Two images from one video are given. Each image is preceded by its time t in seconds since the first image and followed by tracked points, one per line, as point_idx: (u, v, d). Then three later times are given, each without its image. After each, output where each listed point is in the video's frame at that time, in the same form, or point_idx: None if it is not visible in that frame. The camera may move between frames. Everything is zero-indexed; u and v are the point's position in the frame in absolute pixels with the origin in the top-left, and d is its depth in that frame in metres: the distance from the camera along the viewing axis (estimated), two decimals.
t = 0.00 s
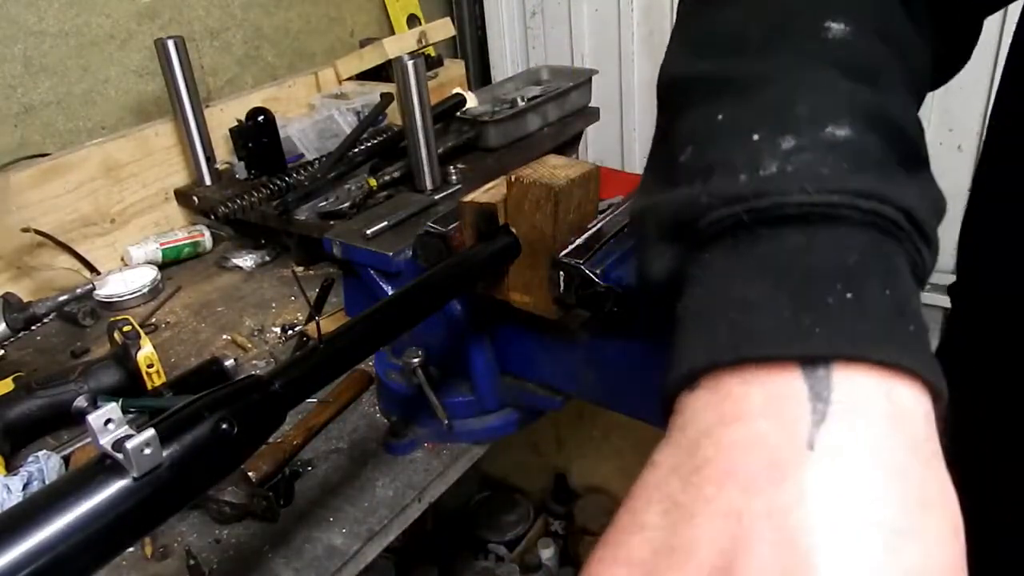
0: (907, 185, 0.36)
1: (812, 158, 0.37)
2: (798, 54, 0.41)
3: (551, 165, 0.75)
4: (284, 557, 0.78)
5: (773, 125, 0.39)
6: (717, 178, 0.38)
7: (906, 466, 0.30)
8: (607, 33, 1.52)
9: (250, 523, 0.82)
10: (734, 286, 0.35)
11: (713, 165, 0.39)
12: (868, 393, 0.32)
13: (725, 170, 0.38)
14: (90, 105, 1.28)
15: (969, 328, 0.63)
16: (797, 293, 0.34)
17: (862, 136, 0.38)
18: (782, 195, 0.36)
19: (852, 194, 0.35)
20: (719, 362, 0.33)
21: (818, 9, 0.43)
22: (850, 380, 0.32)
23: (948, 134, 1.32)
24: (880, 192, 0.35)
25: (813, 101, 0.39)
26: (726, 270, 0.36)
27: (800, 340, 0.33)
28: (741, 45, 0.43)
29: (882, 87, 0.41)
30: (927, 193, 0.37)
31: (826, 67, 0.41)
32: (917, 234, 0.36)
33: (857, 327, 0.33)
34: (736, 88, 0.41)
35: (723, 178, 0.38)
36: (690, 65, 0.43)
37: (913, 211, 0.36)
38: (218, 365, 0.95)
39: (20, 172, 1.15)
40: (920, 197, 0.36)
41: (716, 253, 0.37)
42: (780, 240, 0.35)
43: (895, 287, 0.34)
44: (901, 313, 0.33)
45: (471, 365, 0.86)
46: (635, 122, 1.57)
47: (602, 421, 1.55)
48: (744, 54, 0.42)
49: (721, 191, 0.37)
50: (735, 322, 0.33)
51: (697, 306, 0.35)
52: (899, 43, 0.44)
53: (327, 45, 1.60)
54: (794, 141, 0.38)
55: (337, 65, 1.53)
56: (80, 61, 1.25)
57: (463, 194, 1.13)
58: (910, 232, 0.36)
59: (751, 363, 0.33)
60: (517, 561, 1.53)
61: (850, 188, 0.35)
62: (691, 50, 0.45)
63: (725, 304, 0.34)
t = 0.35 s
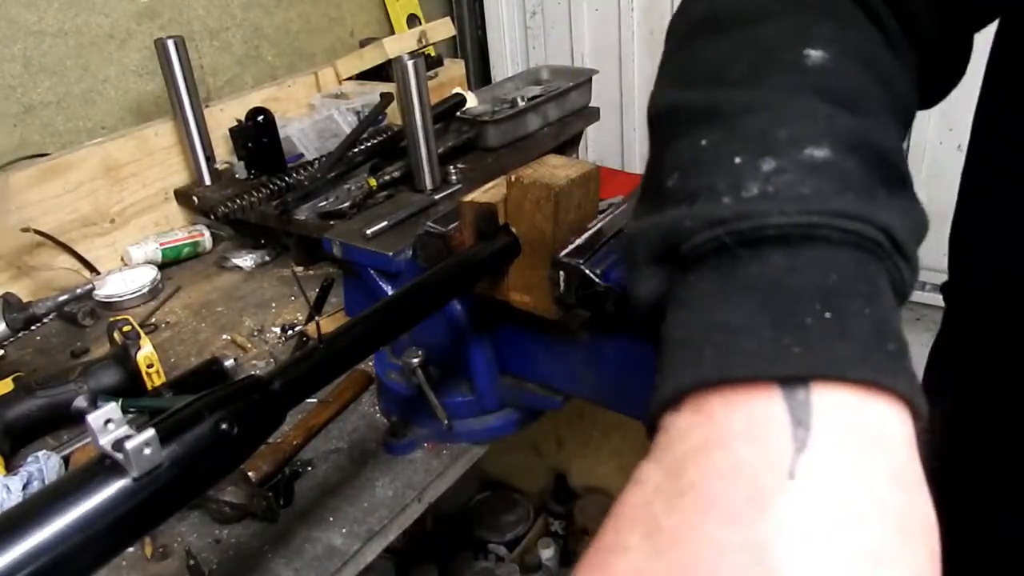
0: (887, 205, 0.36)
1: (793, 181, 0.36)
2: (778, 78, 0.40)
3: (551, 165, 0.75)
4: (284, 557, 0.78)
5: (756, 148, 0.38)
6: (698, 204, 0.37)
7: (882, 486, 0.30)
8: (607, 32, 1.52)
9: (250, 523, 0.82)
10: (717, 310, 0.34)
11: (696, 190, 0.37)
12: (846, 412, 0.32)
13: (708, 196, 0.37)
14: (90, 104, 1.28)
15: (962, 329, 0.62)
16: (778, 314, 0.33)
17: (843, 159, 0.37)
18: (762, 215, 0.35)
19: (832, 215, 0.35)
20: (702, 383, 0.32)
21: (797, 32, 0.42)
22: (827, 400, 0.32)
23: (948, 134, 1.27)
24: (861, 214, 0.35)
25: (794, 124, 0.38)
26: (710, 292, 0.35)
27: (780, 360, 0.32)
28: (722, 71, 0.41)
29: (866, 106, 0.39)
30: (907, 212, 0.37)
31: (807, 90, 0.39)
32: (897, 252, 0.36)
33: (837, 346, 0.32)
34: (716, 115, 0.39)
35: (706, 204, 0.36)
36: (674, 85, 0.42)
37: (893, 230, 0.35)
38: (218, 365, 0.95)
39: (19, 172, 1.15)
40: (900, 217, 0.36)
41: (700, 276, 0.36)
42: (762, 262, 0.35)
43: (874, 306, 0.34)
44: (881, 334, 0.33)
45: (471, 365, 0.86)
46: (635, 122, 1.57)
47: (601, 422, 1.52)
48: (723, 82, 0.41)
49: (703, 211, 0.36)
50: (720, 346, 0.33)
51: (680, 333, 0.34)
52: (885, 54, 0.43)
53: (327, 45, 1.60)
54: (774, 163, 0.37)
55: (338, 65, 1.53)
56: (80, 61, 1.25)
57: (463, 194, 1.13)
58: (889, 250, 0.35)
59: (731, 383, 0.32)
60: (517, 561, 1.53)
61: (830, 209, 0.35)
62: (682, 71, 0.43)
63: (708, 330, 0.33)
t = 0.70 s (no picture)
0: (837, 236, 0.36)
1: (744, 213, 0.37)
2: (732, 103, 0.40)
3: (552, 165, 0.75)
4: (284, 557, 0.78)
5: (708, 179, 0.38)
6: (657, 237, 0.37)
7: (832, 520, 0.31)
8: (607, 32, 1.52)
9: (250, 523, 0.82)
10: (671, 351, 0.35)
11: (653, 223, 0.38)
12: (798, 449, 0.33)
13: (664, 229, 0.37)
14: (90, 104, 1.28)
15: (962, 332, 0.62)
16: (729, 352, 0.34)
17: (796, 188, 0.37)
18: (712, 253, 0.35)
19: (781, 247, 0.35)
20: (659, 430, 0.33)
21: (753, 59, 0.42)
22: (779, 439, 0.33)
23: (949, 134, 1.25)
24: (810, 245, 0.35)
25: (745, 152, 0.38)
26: (664, 331, 0.35)
27: (731, 402, 0.33)
28: (685, 99, 0.41)
29: (824, 129, 0.40)
30: (858, 240, 0.37)
31: (762, 116, 0.40)
32: (853, 281, 0.36)
33: (786, 382, 0.33)
34: (676, 144, 0.40)
35: (664, 238, 0.37)
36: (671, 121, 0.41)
37: (845, 260, 0.36)
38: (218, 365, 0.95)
39: (19, 172, 1.15)
40: (851, 246, 0.36)
41: (657, 315, 0.36)
42: (714, 299, 0.35)
43: (826, 339, 0.34)
44: (833, 367, 0.34)
45: (471, 366, 0.85)
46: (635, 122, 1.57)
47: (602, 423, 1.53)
48: (685, 109, 0.41)
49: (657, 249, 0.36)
50: (672, 389, 0.33)
51: (639, 371, 0.35)
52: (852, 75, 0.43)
53: (327, 45, 1.60)
54: (727, 195, 0.37)
55: (338, 65, 1.53)
56: (80, 61, 1.25)
57: (463, 194, 1.13)
58: (844, 279, 0.36)
59: (686, 430, 0.33)
60: (517, 561, 1.53)
61: (776, 242, 0.35)
62: (680, 73, 0.43)
63: (661, 372, 0.34)
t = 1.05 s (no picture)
0: (874, 287, 0.36)
1: (779, 260, 0.37)
2: (758, 146, 0.40)
3: (551, 165, 0.75)
4: (284, 557, 0.78)
5: (739, 224, 0.38)
6: (688, 285, 0.38)
7: None
8: (607, 32, 1.52)
9: (250, 523, 0.82)
10: (711, 399, 0.35)
11: (683, 267, 0.38)
12: (852, 508, 0.32)
13: (696, 274, 0.38)
14: (90, 104, 1.28)
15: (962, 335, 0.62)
16: (772, 408, 0.34)
17: (829, 232, 0.38)
18: (751, 304, 0.36)
19: (822, 301, 0.35)
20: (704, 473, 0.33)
21: (775, 97, 0.41)
22: (831, 493, 0.32)
23: (948, 134, 1.25)
24: (850, 298, 0.35)
25: (775, 199, 0.38)
26: (702, 379, 0.36)
27: (777, 457, 0.33)
28: (698, 143, 0.41)
29: (851, 171, 0.40)
30: (897, 289, 0.37)
31: (788, 159, 0.39)
32: (890, 332, 0.36)
33: (830, 441, 0.33)
34: (701, 188, 0.40)
35: (697, 285, 0.37)
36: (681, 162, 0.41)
37: (884, 312, 0.36)
38: (218, 365, 0.95)
39: (20, 172, 1.15)
40: (891, 297, 0.37)
41: (692, 362, 0.37)
42: (755, 349, 0.35)
43: (868, 394, 0.35)
44: (876, 424, 0.34)
45: (471, 365, 0.85)
46: (635, 122, 1.57)
47: (601, 423, 1.56)
48: (704, 154, 0.40)
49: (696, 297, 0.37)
50: (713, 437, 0.33)
51: (679, 417, 0.35)
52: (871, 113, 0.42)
53: (327, 45, 1.60)
54: (760, 241, 0.37)
55: (338, 65, 1.53)
56: (80, 61, 1.25)
57: (463, 194, 1.13)
58: (882, 331, 0.36)
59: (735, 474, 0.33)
60: (517, 561, 1.53)
61: (816, 295, 0.35)
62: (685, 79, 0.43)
63: (706, 420, 0.34)
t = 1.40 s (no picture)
0: (905, 333, 0.36)
1: (807, 301, 0.37)
2: (781, 180, 0.40)
3: (551, 165, 0.75)
4: (284, 557, 0.78)
5: (766, 261, 0.38)
6: (712, 322, 0.37)
7: None
8: (608, 32, 1.52)
9: (250, 523, 0.82)
10: (737, 442, 0.35)
11: (707, 302, 0.38)
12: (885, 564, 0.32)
13: (720, 311, 0.37)
14: (90, 105, 1.28)
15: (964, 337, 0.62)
16: (804, 454, 0.34)
17: (856, 270, 0.37)
18: (783, 349, 0.35)
19: (854, 348, 0.35)
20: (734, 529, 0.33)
21: (798, 129, 0.41)
22: (868, 551, 0.32)
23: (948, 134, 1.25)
24: (882, 345, 0.35)
25: (802, 235, 0.38)
26: (727, 423, 0.35)
27: (811, 512, 0.32)
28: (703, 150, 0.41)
29: (873, 205, 0.40)
30: (926, 336, 0.37)
31: (811, 194, 0.39)
32: (921, 379, 0.36)
33: (867, 494, 0.33)
34: (719, 201, 0.39)
35: (721, 323, 0.37)
36: (699, 185, 0.41)
37: (916, 359, 0.36)
38: (218, 364, 0.95)
39: (20, 173, 1.15)
40: (921, 344, 0.36)
41: (720, 399, 0.36)
42: (786, 394, 0.35)
43: (901, 444, 0.34)
44: (910, 477, 0.34)
45: (471, 366, 0.86)
46: (635, 123, 1.57)
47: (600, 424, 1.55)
48: (727, 184, 0.40)
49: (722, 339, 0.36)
50: (743, 484, 0.33)
51: (703, 461, 0.35)
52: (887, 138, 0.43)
53: (327, 45, 1.60)
54: (786, 280, 0.37)
55: (338, 65, 1.53)
56: (80, 61, 1.25)
57: (463, 194, 1.13)
58: (914, 378, 0.36)
59: (765, 531, 0.32)
60: (517, 561, 1.53)
61: (850, 341, 0.35)
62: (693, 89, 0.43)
63: (733, 466, 0.34)
